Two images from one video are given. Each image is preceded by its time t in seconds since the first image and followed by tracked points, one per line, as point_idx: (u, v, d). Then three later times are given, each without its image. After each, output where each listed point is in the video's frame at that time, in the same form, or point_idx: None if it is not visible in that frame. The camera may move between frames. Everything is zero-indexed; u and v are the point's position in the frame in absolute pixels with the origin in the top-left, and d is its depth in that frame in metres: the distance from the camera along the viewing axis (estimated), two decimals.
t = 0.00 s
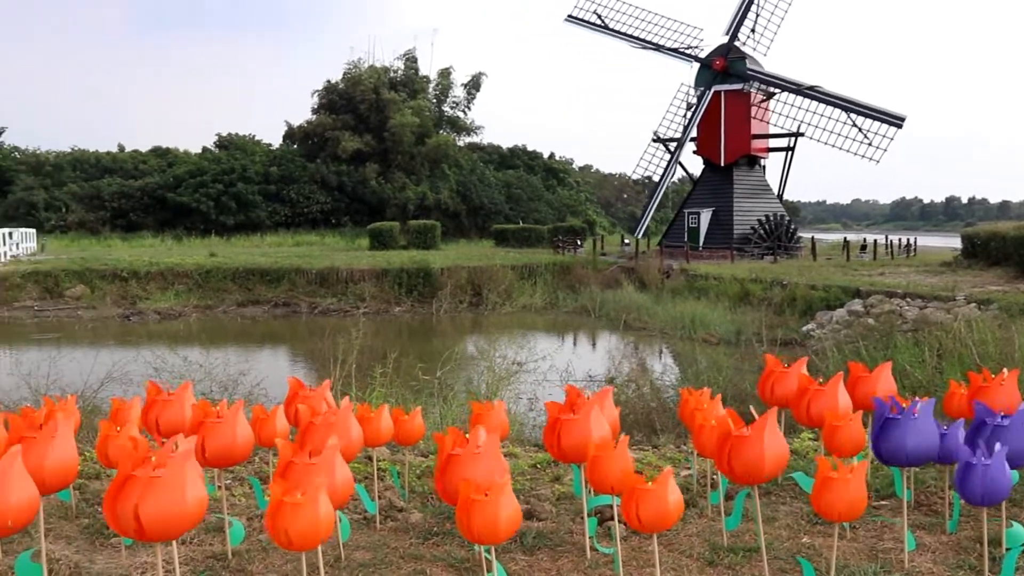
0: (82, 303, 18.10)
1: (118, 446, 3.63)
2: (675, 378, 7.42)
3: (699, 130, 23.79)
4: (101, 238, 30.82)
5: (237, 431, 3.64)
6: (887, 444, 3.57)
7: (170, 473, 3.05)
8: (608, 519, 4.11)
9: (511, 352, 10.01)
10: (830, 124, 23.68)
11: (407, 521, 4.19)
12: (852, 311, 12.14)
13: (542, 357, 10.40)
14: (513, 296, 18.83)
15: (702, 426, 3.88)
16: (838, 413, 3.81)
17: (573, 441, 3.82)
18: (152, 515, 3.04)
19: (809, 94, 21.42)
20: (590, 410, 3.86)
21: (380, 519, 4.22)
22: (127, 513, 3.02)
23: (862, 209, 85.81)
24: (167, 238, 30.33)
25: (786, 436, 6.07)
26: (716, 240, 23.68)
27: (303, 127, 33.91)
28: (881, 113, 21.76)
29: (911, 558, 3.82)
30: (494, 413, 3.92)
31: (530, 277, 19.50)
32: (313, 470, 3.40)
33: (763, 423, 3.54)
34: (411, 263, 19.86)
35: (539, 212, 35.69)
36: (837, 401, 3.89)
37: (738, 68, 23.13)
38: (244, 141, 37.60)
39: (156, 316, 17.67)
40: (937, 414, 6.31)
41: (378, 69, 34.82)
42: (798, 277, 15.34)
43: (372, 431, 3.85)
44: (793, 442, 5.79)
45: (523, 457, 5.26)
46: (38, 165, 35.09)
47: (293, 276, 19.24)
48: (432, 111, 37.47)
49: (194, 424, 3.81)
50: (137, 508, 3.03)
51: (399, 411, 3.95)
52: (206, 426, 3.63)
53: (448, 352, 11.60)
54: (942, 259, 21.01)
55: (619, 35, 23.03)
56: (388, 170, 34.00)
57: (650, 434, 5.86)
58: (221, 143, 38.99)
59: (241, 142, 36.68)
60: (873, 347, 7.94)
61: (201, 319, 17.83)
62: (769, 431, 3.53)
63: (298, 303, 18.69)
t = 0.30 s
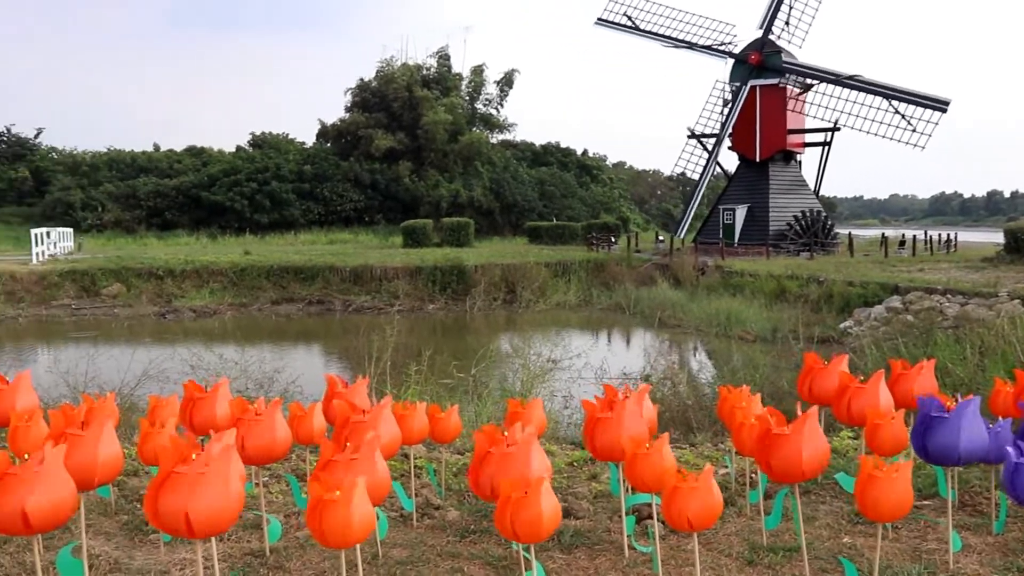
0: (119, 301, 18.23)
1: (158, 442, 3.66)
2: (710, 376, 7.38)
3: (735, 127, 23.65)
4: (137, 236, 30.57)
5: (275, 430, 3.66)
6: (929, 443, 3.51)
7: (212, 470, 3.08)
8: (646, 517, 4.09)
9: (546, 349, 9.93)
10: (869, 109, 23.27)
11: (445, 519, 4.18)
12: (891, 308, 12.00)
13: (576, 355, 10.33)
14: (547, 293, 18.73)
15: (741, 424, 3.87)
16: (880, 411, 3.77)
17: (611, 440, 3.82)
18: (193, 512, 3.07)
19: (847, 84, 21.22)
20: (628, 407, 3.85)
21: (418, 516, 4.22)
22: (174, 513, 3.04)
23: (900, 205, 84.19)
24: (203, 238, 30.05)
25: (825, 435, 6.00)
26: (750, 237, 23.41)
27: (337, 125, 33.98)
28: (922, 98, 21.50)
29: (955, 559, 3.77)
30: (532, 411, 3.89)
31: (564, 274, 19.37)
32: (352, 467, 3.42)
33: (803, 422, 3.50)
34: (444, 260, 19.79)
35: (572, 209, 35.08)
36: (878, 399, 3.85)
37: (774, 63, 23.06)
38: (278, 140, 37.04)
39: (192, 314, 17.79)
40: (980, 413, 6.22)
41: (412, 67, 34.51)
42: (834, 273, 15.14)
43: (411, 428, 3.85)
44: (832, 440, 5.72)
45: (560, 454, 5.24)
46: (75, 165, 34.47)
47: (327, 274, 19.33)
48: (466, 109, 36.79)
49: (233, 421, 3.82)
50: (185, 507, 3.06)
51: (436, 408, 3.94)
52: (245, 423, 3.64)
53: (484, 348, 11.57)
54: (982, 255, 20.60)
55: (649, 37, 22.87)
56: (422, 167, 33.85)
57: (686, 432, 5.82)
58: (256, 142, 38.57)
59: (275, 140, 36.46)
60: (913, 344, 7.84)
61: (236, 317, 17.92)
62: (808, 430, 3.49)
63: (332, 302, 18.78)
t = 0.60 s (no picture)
0: (155, 295, 18.18)
1: (194, 436, 3.66)
2: (744, 376, 7.33)
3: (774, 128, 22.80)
4: (172, 231, 30.23)
5: (312, 425, 3.66)
6: (971, 446, 3.44)
7: (244, 464, 3.07)
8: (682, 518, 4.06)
9: (581, 347, 9.82)
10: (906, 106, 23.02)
11: (479, 516, 4.18)
12: (930, 309, 11.86)
13: (611, 354, 10.22)
14: (582, 292, 18.46)
15: (778, 424, 3.82)
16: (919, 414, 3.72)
17: (647, 439, 3.79)
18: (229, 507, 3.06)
19: (890, 77, 21.01)
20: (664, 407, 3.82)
21: (452, 513, 4.22)
22: (212, 508, 3.04)
23: (939, 206, 82.03)
24: (238, 232, 29.84)
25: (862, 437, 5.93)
26: (787, 238, 22.60)
27: (372, 122, 33.45)
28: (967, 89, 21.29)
29: (997, 564, 3.72)
30: (568, 409, 3.87)
31: (599, 273, 19.01)
32: (387, 463, 3.40)
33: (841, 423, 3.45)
34: (479, 257, 19.63)
35: (607, 207, 33.79)
36: (918, 401, 3.80)
37: (814, 60, 22.24)
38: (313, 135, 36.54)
39: (228, 310, 17.80)
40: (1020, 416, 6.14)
41: (446, 64, 33.79)
42: (872, 274, 14.91)
43: (447, 425, 3.83)
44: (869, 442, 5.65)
45: (595, 453, 5.22)
46: (113, 160, 33.87)
47: (362, 271, 19.24)
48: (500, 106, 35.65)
49: (269, 416, 3.81)
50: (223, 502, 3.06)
51: (471, 405, 3.92)
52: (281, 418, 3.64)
53: (519, 347, 11.41)
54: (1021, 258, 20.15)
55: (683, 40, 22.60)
56: (456, 165, 33.06)
57: (721, 432, 5.78)
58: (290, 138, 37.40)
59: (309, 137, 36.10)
60: (951, 346, 7.73)
61: (271, 312, 17.92)
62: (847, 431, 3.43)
63: (367, 298, 18.69)
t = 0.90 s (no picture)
0: (194, 291, 18.26)
1: (234, 432, 3.65)
2: (784, 372, 7.27)
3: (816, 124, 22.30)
4: (211, 227, 30.27)
5: (352, 421, 3.66)
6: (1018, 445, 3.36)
7: (288, 458, 3.09)
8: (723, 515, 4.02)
9: (617, 344, 9.74)
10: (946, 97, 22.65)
11: (518, 512, 4.16)
12: (975, 306, 11.68)
13: (649, 350, 10.15)
14: (620, 288, 18.14)
15: (821, 422, 3.75)
16: (966, 412, 3.65)
17: (689, 435, 3.75)
18: (273, 501, 3.08)
19: (936, 65, 20.75)
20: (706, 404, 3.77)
21: (491, 508, 4.20)
22: (257, 502, 3.06)
23: (983, 200, 79.04)
24: (275, 229, 29.93)
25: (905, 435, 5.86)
26: (828, 233, 22.52)
27: (410, 117, 32.83)
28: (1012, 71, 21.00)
29: None
30: (608, 406, 3.83)
31: (637, 268, 18.64)
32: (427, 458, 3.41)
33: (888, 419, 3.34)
34: (516, 253, 19.48)
35: (646, 203, 34.01)
36: (964, 400, 3.73)
37: (856, 53, 21.61)
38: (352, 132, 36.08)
39: (266, 304, 17.82)
40: None
41: (485, 60, 32.91)
42: (915, 270, 14.65)
43: (485, 421, 3.83)
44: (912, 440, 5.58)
45: (635, 449, 5.18)
46: (152, 156, 33.70)
47: (399, 266, 19.26)
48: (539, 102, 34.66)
49: (309, 411, 3.80)
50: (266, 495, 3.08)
51: (511, 401, 3.91)
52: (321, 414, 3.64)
53: (556, 342, 11.29)
54: None
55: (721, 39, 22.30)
56: (494, 161, 32.64)
57: (760, 430, 5.74)
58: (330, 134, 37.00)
59: (349, 133, 35.61)
60: (998, 343, 7.61)
61: (309, 307, 17.99)
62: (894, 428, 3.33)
63: (405, 294, 18.68)
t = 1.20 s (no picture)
0: (234, 286, 17.43)
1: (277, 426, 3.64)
2: (826, 367, 7.15)
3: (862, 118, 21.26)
4: (251, 223, 28.73)
5: (395, 416, 3.64)
6: None
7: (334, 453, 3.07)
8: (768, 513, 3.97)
9: (658, 339, 9.53)
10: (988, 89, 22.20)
11: (560, 508, 4.13)
12: None
13: (690, 346, 9.91)
14: (660, 284, 17.25)
15: (869, 419, 3.68)
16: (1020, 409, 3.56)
17: (734, 433, 3.70)
18: (320, 496, 3.06)
19: (987, 50, 20.40)
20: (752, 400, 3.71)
21: (532, 505, 4.19)
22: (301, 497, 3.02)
23: None
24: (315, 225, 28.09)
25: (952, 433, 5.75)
26: (872, 229, 21.18)
27: (449, 112, 30.68)
28: None
29: None
30: (651, 403, 3.80)
31: (678, 264, 17.77)
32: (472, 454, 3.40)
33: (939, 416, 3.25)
34: (556, 247, 18.59)
35: (686, 198, 31.67)
36: (1017, 397, 3.64)
37: (902, 43, 20.64)
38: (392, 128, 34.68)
39: (306, 300, 17.10)
40: None
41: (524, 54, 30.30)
42: (964, 265, 14.13)
43: (529, 417, 3.80)
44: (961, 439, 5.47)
45: (678, 446, 5.13)
46: (192, 153, 32.39)
47: (439, 261, 18.25)
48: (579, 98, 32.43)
49: (352, 407, 3.79)
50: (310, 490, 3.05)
51: (553, 397, 3.88)
52: (363, 408, 3.63)
53: (597, 338, 10.97)
54: None
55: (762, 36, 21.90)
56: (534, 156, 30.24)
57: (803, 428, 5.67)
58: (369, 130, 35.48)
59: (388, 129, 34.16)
60: None
61: (349, 303, 17.18)
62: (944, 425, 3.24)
63: (444, 289, 17.73)
